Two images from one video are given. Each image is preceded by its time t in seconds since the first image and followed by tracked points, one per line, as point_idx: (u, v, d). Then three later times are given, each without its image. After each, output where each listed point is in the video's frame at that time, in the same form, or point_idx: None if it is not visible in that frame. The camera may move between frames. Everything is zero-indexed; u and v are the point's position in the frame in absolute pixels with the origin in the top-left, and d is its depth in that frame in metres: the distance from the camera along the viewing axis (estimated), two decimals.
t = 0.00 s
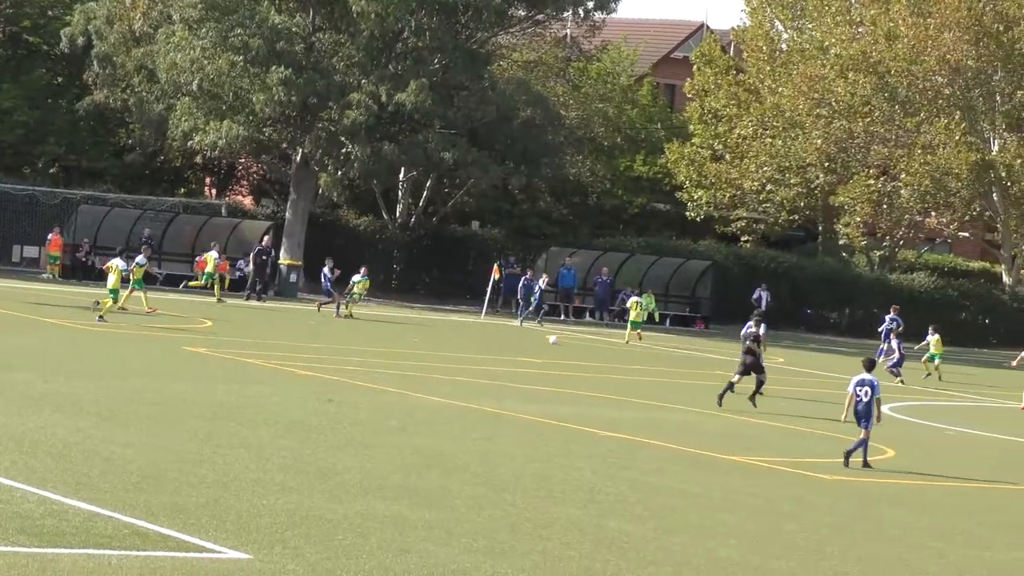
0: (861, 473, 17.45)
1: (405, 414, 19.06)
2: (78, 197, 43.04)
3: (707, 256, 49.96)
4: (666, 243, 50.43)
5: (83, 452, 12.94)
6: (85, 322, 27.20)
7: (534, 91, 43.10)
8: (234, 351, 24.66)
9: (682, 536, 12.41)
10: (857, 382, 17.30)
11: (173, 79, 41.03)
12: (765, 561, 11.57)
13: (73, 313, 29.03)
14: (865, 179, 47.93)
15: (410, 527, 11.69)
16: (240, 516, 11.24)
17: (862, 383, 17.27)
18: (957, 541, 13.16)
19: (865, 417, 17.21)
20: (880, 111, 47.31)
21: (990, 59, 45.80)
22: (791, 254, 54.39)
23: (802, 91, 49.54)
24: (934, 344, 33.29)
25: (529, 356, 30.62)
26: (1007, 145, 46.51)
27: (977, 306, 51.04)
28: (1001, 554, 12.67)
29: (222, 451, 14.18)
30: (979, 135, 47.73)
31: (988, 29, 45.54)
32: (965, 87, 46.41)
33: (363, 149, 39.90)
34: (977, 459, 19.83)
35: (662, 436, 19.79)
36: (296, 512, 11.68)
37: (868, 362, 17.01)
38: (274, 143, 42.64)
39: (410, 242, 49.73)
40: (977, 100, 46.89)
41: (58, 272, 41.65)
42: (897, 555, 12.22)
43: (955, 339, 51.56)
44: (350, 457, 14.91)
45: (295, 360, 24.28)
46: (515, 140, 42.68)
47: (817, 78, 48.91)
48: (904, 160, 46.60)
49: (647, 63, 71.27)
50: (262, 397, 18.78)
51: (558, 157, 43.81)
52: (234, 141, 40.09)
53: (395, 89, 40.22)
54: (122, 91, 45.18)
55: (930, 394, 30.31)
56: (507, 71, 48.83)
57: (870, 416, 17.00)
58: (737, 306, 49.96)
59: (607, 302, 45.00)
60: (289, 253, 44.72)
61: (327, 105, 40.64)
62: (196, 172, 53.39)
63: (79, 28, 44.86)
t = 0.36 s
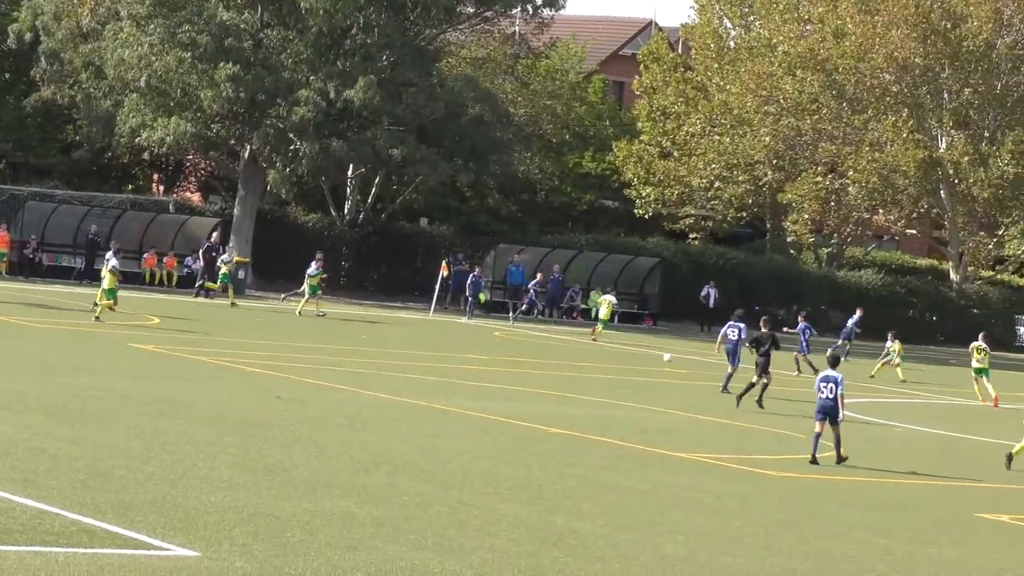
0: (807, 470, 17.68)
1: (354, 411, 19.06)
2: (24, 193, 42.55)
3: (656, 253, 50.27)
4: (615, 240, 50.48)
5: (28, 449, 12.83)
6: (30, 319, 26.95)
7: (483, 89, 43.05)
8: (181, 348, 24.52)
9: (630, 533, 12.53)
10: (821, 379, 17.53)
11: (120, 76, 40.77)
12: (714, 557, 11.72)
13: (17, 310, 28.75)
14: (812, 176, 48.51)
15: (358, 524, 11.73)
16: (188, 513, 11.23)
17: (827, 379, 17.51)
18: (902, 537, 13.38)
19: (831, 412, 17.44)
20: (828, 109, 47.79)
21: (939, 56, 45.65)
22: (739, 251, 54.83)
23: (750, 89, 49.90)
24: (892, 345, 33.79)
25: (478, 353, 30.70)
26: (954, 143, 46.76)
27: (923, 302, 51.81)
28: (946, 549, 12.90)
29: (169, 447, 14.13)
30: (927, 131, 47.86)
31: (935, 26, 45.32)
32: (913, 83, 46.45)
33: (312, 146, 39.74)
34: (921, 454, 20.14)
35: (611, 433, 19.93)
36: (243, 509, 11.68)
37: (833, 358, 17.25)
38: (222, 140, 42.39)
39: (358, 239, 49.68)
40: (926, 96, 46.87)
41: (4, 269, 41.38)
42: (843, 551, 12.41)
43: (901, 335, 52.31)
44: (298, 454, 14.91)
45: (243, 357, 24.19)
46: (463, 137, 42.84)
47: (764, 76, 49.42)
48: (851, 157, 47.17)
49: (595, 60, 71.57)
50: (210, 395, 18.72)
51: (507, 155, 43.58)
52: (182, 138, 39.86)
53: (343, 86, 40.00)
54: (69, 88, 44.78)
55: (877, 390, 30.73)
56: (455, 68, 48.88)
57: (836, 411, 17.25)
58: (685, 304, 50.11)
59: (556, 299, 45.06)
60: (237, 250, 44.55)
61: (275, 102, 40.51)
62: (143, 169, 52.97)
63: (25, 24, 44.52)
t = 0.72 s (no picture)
0: (762, 468, 17.82)
1: (309, 409, 19.04)
2: None
3: (610, 249, 50.44)
4: (569, 236, 50.28)
5: None
6: None
7: (438, 86, 42.87)
8: (135, 345, 24.41)
9: (585, 530, 12.62)
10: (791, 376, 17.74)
11: (73, 72, 40.65)
12: (667, 554, 11.83)
13: None
14: (766, 174, 48.78)
15: (311, 521, 11.75)
16: (140, 510, 11.21)
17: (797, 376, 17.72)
18: (855, 533, 13.53)
19: (801, 408, 17.67)
20: (781, 106, 48.11)
21: (891, 53, 46.51)
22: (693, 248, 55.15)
23: (704, 86, 50.59)
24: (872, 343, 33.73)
25: (434, 350, 30.73)
26: (907, 141, 47.21)
27: (876, 299, 52.29)
28: (898, 546, 13.05)
29: (122, 445, 14.08)
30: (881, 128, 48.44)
31: (888, 23, 46.00)
32: (865, 83, 47.30)
33: (265, 143, 39.56)
34: (876, 452, 20.33)
35: (568, 430, 20.02)
36: (196, 507, 11.67)
37: (803, 356, 17.47)
38: (176, 136, 42.13)
39: (312, 236, 49.59)
40: (879, 94, 47.53)
41: None
42: (797, 548, 12.55)
43: (853, 331, 52.80)
44: (253, 452, 14.90)
45: (198, 354, 24.11)
46: (417, 133, 42.57)
47: (717, 73, 49.97)
48: (805, 154, 47.48)
49: (550, 57, 71.79)
50: (165, 392, 18.66)
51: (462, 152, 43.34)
52: (135, 135, 39.61)
53: (297, 83, 39.88)
54: (21, 84, 44.44)
55: (831, 387, 30.99)
56: (409, 64, 48.85)
57: (805, 408, 17.48)
58: (638, 299, 50.45)
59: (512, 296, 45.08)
60: (190, 247, 44.18)
61: (228, 98, 40.31)
62: (97, 165, 52.63)
63: None
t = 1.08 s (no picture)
0: (725, 466, 17.99)
1: (273, 407, 19.04)
2: None
3: (573, 247, 50.56)
4: (532, 236, 50.70)
5: None
6: None
7: (401, 84, 42.74)
8: (98, 343, 24.31)
9: (549, 528, 12.72)
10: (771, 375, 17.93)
11: (35, 70, 40.48)
12: (629, 551, 11.93)
13: None
14: (728, 172, 49.14)
15: (274, 520, 11.78)
16: (102, 508, 11.21)
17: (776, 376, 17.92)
18: (817, 531, 13.70)
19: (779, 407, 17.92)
20: (744, 105, 48.76)
21: (854, 52, 46.59)
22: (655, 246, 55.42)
23: (667, 85, 51.08)
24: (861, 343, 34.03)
25: (398, 348, 30.76)
26: (869, 140, 47.55)
27: (838, 298, 52.69)
28: (860, 543, 13.23)
29: (84, 443, 14.06)
30: (844, 127, 48.75)
31: (851, 22, 46.22)
32: (828, 81, 47.40)
33: (227, 142, 39.43)
34: (838, 450, 20.52)
35: (532, 428, 20.12)
36: (159, 505, 11.68)
37: (781, 357, 17.67)
38: (138, 134, 41.92)
39: (274, 233, 49.37)
40: (841, 93, 47.81)
41: None
42: (760, 546, 12.70)
43: (815, 328, 53.22)
44: (215, 450, 14.90)
45: (160, 353, 24.05)
46: (380, 132, 42.34)
47: (680, 72, 50.30)
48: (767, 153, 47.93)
49: (513, 55, 71.93)
50: (128, 390, 18.62)
51: (425, 151, 43.23)
52: (98, 133, 39.39)
53: (260, 81, 39.79)
54: None
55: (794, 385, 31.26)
56: (372, 62, 48.86)
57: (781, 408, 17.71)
58: (601, 297, 50.62)
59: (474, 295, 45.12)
60: (153, 245, 43.98)
61: (191, 96, 40.18)
62: (59, 164, 52.31)
63: None
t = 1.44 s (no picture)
0: (692, 464, 18.10)
1: (239, 405, 19.03)
2: None
3: (541, 246, 50.68)
4: (500, 234, 50.97)
5: None
6: None
7: (368, 82, 42.53)
8: (63, 341, 24.23)
9: (517, 527, 12.78)
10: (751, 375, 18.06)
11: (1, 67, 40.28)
12: (597, 550, 12.02)
13: None
14: (696, 171, 49.37)
15: (241, 518, 11.81)
16: (68, 507, 11.21)
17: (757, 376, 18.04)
18: (785, 530, 13.83)
19: (760, 406, 18.01)
20: (711, 103, 49.08)
21: (820, 50, 46.94)
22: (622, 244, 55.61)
23: (633, 83, 51.30)
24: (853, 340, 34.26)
25: (365, 347, 30.75)
26: (836, 138, 47.77)
27: (805, 297, 52.95)
28: (828, 542, 13.36)
29: (50, 441, 14.03)
30: (810, 125, 48.65)
31: (818, 20, 46.60)
32: (795, 79, 47.67)
33: (194, 140, 39.27)
34: (805, 448, 20.68)
35: (498, 426, 20.20)
36: (126, 503, 11.68)
37: (763, 353, 17.84)
38: (104, 133, 41.75)
39: (241, 232, 49.10)
40: (808, 91, 48.01)
41: None
42: (728, 545, 12.81)
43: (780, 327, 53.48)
44: (182, 448, 14.90)
45: (127, 351, 23.99)
46: (347, 130, 42.23)
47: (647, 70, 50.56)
48: (734, 151, 48.28)
49: (480, 53, 71.99)
50: (94, 388, 18.58)
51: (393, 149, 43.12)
52: (64, 131, 39.14)
53: (226, 79, 39.68)
54: None
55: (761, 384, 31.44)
56: (339, 61, 48.82)
57: (765, 404, 17.81)
58: (569, 295, 50.81)
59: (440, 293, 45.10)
60: (119, 244, 43.74)
61: (158, 95, 40.04)
62: (24, 162, 52.01)
63: None
